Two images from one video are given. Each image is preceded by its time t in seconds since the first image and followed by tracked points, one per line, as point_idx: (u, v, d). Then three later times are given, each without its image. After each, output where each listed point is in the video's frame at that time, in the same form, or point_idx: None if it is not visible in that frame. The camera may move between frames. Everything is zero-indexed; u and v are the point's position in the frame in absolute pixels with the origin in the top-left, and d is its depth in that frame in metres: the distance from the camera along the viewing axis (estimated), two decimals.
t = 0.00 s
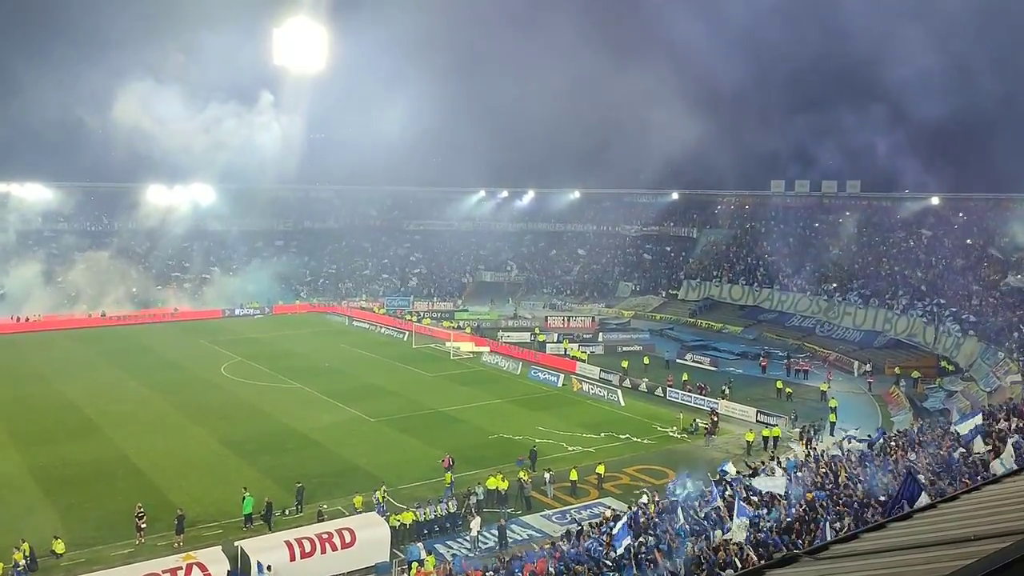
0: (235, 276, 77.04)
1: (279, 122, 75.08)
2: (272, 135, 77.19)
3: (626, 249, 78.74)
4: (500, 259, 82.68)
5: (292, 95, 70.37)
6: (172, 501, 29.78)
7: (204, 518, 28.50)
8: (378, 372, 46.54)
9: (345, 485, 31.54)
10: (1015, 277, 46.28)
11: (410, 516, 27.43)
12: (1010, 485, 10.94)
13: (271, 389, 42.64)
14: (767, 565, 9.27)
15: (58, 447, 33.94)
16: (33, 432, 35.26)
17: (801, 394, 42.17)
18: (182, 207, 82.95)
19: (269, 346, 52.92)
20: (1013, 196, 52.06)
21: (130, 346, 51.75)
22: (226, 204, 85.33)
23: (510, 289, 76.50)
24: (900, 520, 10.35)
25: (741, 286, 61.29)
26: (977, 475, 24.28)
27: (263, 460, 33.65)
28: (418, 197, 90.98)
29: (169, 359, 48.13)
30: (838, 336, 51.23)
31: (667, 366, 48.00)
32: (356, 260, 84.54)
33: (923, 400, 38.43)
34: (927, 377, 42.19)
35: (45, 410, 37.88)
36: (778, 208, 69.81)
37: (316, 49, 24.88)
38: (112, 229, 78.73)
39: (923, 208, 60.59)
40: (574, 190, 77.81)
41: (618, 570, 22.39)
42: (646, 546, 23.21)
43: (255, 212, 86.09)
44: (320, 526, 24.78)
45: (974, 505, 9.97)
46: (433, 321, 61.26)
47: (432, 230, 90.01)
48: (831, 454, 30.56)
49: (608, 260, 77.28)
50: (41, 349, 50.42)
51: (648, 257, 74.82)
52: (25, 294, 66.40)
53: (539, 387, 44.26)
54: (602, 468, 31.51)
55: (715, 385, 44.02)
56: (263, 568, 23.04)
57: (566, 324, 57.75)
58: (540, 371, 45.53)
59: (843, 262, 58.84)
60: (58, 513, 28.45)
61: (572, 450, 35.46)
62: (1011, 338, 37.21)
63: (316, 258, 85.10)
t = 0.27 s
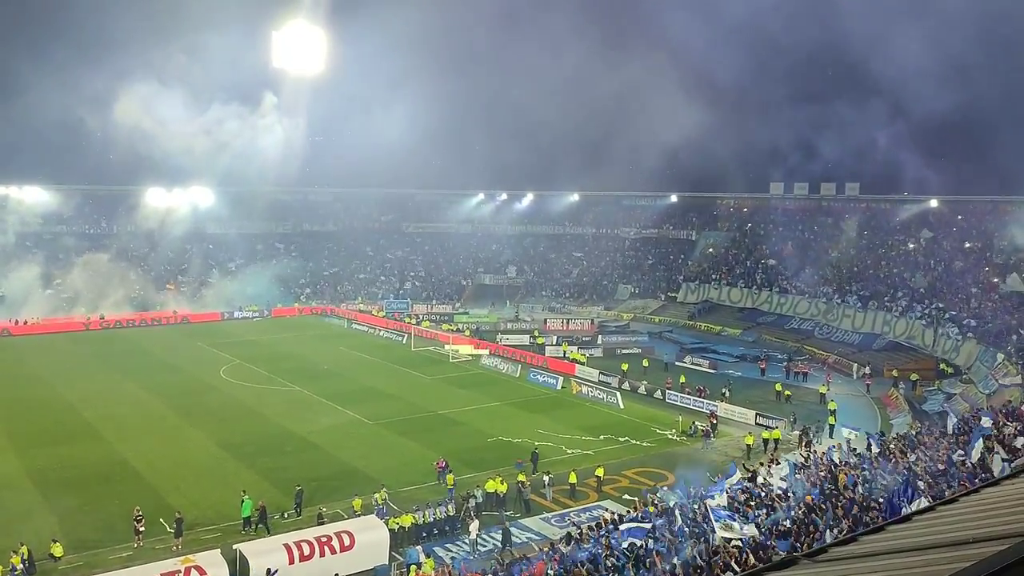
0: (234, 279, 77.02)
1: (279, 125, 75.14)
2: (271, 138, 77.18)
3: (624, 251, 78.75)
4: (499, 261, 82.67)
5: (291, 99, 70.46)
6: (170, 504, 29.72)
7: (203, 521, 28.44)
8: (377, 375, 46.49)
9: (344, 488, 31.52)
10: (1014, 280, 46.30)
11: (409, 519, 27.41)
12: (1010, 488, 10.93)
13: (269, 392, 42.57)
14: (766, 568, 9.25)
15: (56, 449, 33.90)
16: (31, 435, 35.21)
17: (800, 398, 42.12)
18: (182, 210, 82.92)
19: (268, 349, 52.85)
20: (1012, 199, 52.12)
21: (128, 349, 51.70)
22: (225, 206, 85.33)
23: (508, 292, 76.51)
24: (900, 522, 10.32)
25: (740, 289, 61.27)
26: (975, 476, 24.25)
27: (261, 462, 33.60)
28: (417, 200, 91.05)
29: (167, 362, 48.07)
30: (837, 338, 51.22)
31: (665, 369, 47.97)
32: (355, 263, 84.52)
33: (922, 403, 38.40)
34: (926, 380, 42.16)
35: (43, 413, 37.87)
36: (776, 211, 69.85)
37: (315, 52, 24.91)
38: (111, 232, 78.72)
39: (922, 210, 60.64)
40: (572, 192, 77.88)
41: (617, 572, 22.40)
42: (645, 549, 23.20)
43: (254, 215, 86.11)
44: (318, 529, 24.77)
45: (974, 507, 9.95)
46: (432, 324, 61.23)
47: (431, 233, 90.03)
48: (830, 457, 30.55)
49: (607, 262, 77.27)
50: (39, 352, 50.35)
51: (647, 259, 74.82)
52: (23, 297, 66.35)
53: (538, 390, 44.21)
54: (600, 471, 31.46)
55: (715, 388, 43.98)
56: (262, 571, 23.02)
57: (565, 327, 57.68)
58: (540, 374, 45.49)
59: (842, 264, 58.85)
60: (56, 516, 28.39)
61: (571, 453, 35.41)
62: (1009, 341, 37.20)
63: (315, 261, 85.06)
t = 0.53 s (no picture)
0: (234, 280, 77.08)
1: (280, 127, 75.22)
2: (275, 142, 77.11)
3: (624, 253, 78.76)
4: (498, 263, 82.69)
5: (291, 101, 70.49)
6: (169, 505, 29.72)
7: (202, 523, 28.47)
8: (376, 376, 46.49)
9: (344, 490, 31.52)
10: (1013, 282, 46.33)
11: (408, 520, 27.43)
12: (1009, 488, 10.94)
13: (268, 393, 42.57)
14: (762, 569, 9.26)
15: (55, 451, 33.92)
16: (30, 436, 35.24)
17: (799, 399, 42.12)
18: (181, 211, 82.94)
19: (267, 350, 52.84)
20: (1011, 200, 52.16)
21: (127, 350, 51.69)
22: (224, 208, 85.36)
23: (507, 293, 76.53)
24: (900, 523, 10.33)
25: (739, 290, 61.26)
26: (975, 478, 24.27)
27: (260, 464, 33.60)
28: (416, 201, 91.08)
29: (166, 364, 48.08)
30: (836, 340, 51.22)
31: (664, 370, 47.98)
32: (355, 264, 84.59)
33: (921, 404, 38.44)
34: (924, 381, 42.19)
35: (42, 414, 37.88)
36: (775, 213, 69.88)
37: (314, 53, 24.96)
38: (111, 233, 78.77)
39: (921, 212, 60.68)
40: (571, 194, 77.90)
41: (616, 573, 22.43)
42: (644, 551, 23.21)
43: (254, 216, 86.19)
44: (318, 530, 24.73)
45: (974, 508, 9.95)
46: (431, 325, 61.24)
47: (430, 234, 90.08)
48: (829, 458, 30.56)
49: (606, 264, 77.28)
50: (38, 353, 50.33)
51: (646, 261, 74.84)
52: (22, 298, 66.39)
53: (537, 391, 44.22)
54: (599, 472, 31.48)
55: (713, 389, 43.98)
56: (261, 573, 23.02)
57: (564, 328, 57.71)
58: (539, 375, 45.48)
59: (841, 266, 58.87)
60: (56, 518, 28.39)
61: (570, 454, 35.41)
62: (1008, 343, 37.24)
63: (314, 262, 85.08)
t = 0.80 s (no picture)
0: (233, 280, 77.08)
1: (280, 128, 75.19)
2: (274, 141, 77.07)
3: (623, 253, 78.76)
4: (497, 263, 82.67)
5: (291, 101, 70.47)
6: (169, 506, 29.71)
7: (202, 523, 28.46)
8: (376, 376, 46.46)
9: (343, 490, 31.51)
10: (1012, 282, 46.36)
11: (408, 521, 27.44)
12: (1008, 489, 10.94)
13: (268, 393, 42.56)
14: (761, 569, 9.27)
15: (55, 451, 33.92)
16: (29, 436, 35.24)
17: (799, 399, 42.12)
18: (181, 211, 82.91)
19: (267, 351, 52.82)
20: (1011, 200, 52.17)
21: (126, 350, 51.68)
22: (224, 208, 85.31)
23: (507, 293, 76.49)
24: (899, 524, 10.32)
25: (739, 290, 61.25)
26: (974, 478, 24.29)
27: (259, 465, 33.56)
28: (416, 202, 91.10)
29: (165, 364, 48.05)
30: (836, 340, 51.22)
31: (664, 371, 47.97)
32: (354, 264, 84.59)
33: (920, 404, 38.46)
34: (924, 382, 42.21)
35: (41, 414, 37.86)
36: (775, 213, 69.90)
37: (314, 53, 24.95)
38: (110, 234, 78.78)
39: (920, 212, 60.69)
40: (571, 194, 77.92)
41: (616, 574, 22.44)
42: (644, 551, 23.21)
43: (253, 217, 86.14)
44: (318, 530, 24.75)
45: (974, 509, 9.93)
46: (431, 325, 61.20)
47: (429, 234, 90.06)
48: (830, 458, 30.55)
49: (605, 264, 77.25)
50: (37, 354, 50.31)
51: (646, 261, 74.84)
52: (22, 299, 66.40)
53: (537, 392, 44.22)
54: (599, 473, 31.48)
55: (713, 389, 43.98)
56: (260, 573, 23.05)
57: (564, 328, 57.71)
58: (538, 375, 45.46)
59: (840, 266, 58.88)
60: (56, 518, 28.40)
61: (570, 455, 35.39)
62: (1007, 343, 37.27)
63: (314, 262, 85.05)
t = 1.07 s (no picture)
0: (233, 279, 77.08)
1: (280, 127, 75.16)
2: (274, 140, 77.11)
3: (623, 252, 78.73)
4: (497, 262, 82.65)
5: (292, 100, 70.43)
6: (169, 505, 29.72)
7: (201, 522, 28.47)
8: (376, 375, 46.45)
9: (343, 489, 31.52)
10: (1011, 281, 46.36)
11: (408, 519, 27.44)
12: (1007, 488, 10.95)
13: (268, 392, 42.56)
14: (763, 568, 9.28)
15: (55, 450, 33.94)
16: (29, 435, 35.26)
17: (799, 398, 42.13)
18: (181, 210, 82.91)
19: (267, 350, 52.80)
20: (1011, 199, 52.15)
21: (126, 349, 51.67)
22: (223, 206, 85.26)
23: (507, 292, 76.70)
24: (898, 523, 10.32)
25: (739, 289, 61.24)
26: (974, 477, 24.30)
27: (259, 463, 33.57)
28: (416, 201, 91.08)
29: (165, 363, 48.03)
30: (836, 339, 51.22)
31: (664, 370, 47.97)
32: (354, 263, 84.58)
33: (920, 403, 38.46)
34: (924, 381, 42.23)
35: (41, 413, 37.87)
36: (775, 212, 69.87)
37: (314, 53, 24.94)
38: (110, 232, 78.78)
39: (920, 211, 60.68)
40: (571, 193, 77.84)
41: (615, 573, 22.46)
42: (643, 550, 23.22)
43: (253, 216, 86.13)
44: (317, 529, 24.78)
45: (972, 508, 9.94)
46: (430, 324, 61.20)
47: (429, 233, 90.02)
48: (830, 457, 30.56)
49: (605, 263, 77.22)
50: (37, 352, 50.30)
51: (645, 260, 74.83)
52: (22, 297, 66.40)
53: (537, 390, 44.23)
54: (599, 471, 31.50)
55: (713, 388, 43.98)
56: (260, 572, 23.07)
57: (564, 327, 57.67)
58: (538, 374, 45.46)
59: (840, 265, 58.86)
60: (56, 517, 28.40)
61: (570, 454, 35.40)
62: (1007, 342, 37.28)
63: (314, 261, 85.02)
